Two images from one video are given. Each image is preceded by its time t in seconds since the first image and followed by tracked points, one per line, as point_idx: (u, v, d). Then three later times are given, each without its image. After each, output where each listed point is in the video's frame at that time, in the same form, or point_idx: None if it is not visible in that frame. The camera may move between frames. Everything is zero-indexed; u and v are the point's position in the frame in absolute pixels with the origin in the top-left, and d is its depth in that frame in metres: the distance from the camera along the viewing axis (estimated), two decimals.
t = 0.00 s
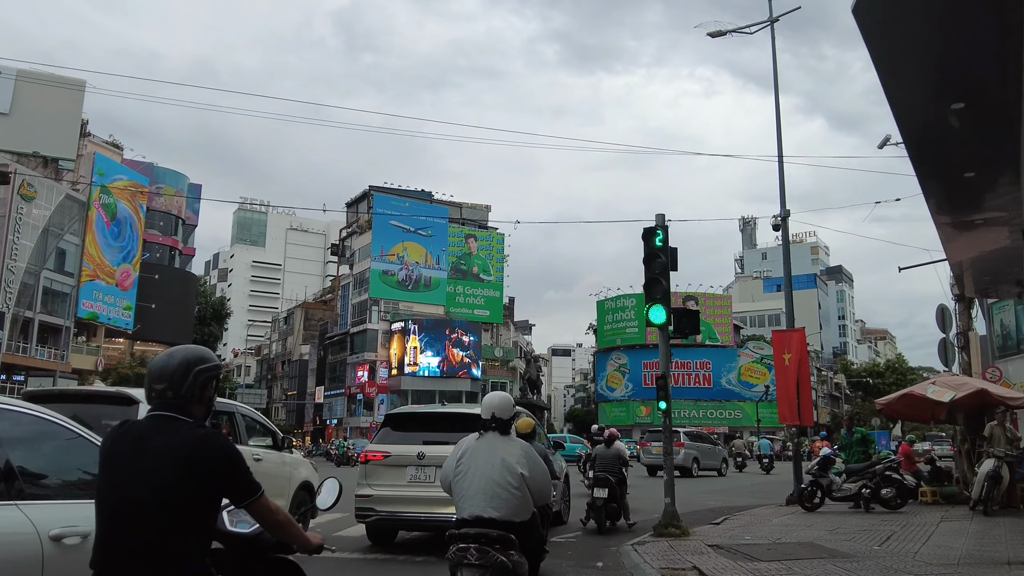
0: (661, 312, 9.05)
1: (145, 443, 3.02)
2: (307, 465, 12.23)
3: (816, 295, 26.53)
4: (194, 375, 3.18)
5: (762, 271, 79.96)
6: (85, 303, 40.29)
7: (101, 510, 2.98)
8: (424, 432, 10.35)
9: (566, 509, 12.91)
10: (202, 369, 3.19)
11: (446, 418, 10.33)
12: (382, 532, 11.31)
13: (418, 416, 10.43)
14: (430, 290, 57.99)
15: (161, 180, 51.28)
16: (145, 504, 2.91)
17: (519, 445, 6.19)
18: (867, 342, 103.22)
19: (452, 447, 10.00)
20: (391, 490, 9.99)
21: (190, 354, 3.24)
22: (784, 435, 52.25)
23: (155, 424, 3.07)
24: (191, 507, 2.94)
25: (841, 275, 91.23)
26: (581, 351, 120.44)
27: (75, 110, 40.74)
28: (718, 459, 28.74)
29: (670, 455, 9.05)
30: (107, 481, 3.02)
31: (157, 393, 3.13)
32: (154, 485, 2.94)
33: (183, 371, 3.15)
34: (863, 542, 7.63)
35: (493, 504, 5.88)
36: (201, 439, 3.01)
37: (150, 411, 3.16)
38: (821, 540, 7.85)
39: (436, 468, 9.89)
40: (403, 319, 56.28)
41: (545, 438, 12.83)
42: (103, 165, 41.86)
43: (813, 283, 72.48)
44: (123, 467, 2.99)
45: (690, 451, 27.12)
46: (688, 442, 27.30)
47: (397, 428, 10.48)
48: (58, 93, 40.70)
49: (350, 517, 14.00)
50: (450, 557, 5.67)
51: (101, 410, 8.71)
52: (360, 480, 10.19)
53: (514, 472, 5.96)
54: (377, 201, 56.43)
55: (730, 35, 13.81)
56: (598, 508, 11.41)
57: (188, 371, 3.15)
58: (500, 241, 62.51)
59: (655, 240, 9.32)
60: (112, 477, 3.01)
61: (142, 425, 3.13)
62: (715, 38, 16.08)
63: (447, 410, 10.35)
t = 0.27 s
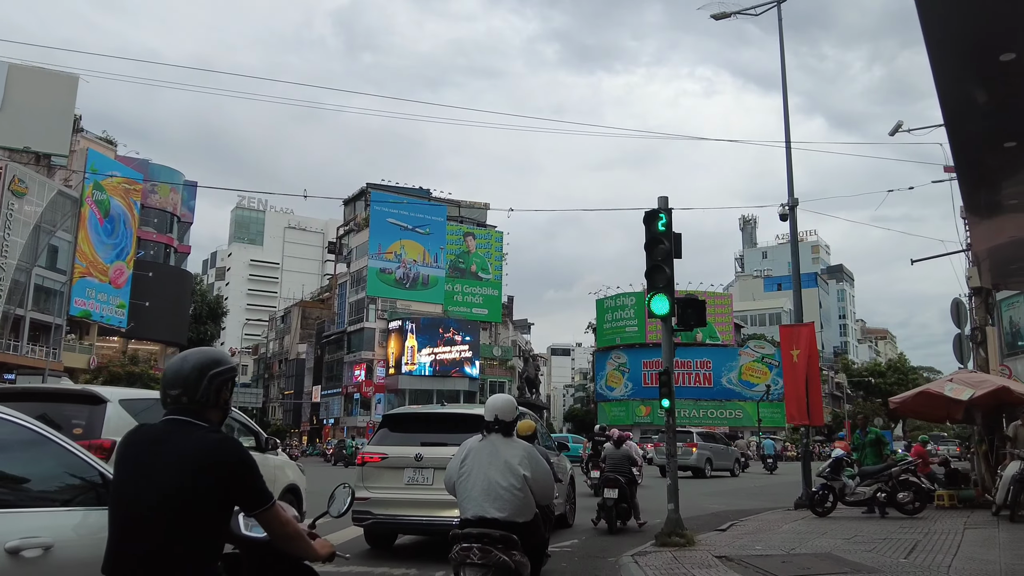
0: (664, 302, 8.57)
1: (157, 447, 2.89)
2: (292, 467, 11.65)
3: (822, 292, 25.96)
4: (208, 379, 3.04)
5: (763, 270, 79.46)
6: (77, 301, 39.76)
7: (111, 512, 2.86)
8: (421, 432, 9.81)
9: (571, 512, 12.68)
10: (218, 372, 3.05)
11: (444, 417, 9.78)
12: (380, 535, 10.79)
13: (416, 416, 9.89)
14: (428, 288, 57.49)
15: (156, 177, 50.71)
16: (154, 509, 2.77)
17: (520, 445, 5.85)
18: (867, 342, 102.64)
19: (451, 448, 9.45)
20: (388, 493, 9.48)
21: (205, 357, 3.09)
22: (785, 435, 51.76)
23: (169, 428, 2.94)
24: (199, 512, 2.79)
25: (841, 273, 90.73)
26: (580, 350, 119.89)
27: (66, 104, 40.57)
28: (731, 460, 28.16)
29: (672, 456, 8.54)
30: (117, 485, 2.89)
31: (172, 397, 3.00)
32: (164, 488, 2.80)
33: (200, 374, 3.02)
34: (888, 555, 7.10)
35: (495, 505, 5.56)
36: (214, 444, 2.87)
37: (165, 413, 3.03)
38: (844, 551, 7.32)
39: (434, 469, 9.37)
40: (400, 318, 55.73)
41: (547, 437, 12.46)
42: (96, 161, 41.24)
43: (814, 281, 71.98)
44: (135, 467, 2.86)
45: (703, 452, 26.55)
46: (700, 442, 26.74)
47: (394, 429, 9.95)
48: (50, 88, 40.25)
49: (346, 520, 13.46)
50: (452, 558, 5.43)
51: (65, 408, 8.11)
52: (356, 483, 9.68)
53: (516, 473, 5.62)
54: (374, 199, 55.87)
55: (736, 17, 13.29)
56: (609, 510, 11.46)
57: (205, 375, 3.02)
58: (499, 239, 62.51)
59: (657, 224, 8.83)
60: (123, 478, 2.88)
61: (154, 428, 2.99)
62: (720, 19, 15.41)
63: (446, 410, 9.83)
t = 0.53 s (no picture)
0: (671, 289, 8.09)
1: (182, 452, 2.83)
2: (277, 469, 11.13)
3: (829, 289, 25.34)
4: (241, 384, 3.00)
5: (764, 268, 78.87)
6: (69, 298, 39.16)
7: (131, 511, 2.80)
8: (423, 432, 9.29)
9: (579, 517, 12.32)
10: (251, 378, 3.00)
11: (446, 417, 9.27)
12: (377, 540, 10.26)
13: (417, 415, 9.39)
14: (425, 286, 56.90)
15: (151, 173, 50.07)
16: (176, 514, 2.72)
17: (529, 446, 5.38)
18: (869, 342, 102.01)
19: (454, 450, 8.96)
20: (386, 496, 8.94)
21: (238, 360, 3.06)
22: (787, 435, 51.23)
23: (196, 433, 2.88)
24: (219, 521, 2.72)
25: (842, 272, 90.19)
26: (580, 350, 119.30)
27: (60, 99, 39.75)
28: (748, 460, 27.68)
29: (679, 458, 7.95)
30: (143, 488, 2.85)
31: (203, 400, 2.96)
32: (187, 492, 2.74)
33: (233, 378, 2.98)
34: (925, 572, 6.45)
35: (503, 508, 5.15)
36: (243, 451, 2.81)
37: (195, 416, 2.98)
38: (873, 564, 6.78)
39: (434, 471, 8.88)
40: (397, 316, 55.11)
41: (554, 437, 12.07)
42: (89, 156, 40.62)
43: (817, 280, 71.41)
44: (161, 469, 2.82)
45: (719, 453, 26.11)
46: (717, 444, 26.25)
47: (395, 429, 9.42)
48: (41, 81, 39.61)
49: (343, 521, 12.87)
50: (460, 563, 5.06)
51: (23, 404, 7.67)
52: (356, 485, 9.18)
53: (524, 475, 5.19)
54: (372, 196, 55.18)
55: None
56: (622, 509, 12.21)
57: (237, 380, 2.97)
58: (498, 237, 62.08)
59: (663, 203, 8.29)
60: (148, 479, 2.84)
61: (184, 431, 2.94)
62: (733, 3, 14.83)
63: (451, 410, 9.29)
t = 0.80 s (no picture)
0: (678, 276, 7.62)
1: (204, 457, 2.67)
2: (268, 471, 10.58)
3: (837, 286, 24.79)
4: (270, 385, 2.83)
5: (766, 267, 78.32)
6: (62, 296, 38.62)
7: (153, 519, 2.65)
8: (425, 433, 8.90)
9: (589, 518, 11.96)
10: (280, 378, 2.83)
11: (450, 417, 8.85)
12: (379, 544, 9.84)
13: (420, 415, 8.98)
14: (425, 285, 56.47)
15: (147, 170, 49.54)
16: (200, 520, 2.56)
17: (539, 450, 5.19)
18: (870, 342, 101.49)
19: (458, 452, 8.59)
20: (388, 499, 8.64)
21: (267, 360, 2.90)
22: (789, 435, 50.73)
23: (221, 437, 2.72)
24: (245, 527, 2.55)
25: (845, 272, 89.60)
26: (579, 350, 118.75)
27: (54, 96, 39.62)
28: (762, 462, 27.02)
29: (686, 463, 7.43)
30: (166, 494, 2.68)
31: (232, 403, 2.81)
32: (211, 496, 2.58)
33: (262, 379, 2.82)
34: None
35: (511, 511, 4.94)
36: (269, 455, 2.65)
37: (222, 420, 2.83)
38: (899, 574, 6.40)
39: (437, 475, 8.55)
40: (396, 315, 54.51)
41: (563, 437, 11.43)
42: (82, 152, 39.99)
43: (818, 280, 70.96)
44: (183, 474, 2.66)
45: (736, 453, 25.71)
46: (734, 443, 25.81)
47: (398, 430, 9.00)
48: (34, 76, 39.22)
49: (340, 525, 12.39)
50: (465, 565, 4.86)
51: None
52: (356, 486, 8.87)
53: (532, 479, 4.98)
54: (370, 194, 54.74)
55: None
56: (635, 508, 12.51)
57: (265, 381, 2.81)
58: (497, 236, 61.44)
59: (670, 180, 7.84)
60: (170, 485, 2.68)
61: (208, 437, 2.78)
62: None
63: (454, 411, 8.93)
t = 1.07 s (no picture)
0: (688, 262, 7.25)
1: (239, 462, 2.83)
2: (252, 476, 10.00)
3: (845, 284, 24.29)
4: (302, 389, 2.99)
5: (766, 268, 77.85)
6: (56, 295, 38.09)
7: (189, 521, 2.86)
8: (431, 435, 8.61)
9: (600, 521, 11.60)
10: (313, 381, 3.02)
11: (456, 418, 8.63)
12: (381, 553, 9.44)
13: (424, 416, 8.71)
14: (424, 284, 56.06)
15: (143, 169, 49.04)
16: (234, 522, 2.73)
17: (549, 455, 5.04)
18: (869, 343, 101.04)
19: (463, 454, 8.28)
20: (393, 503, 8.23)
21: (298, 363, 3.05)
22: (791, 437, 50.24)
23: (256, 439, 2.89)
24: (277, 526, 2.72)
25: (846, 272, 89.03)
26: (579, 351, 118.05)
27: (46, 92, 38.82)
28: (778, 464, 26.84)
29: (696, 466, 6.95)
30: (205, 493, 2.87)
31: (264, 408, 2.96)
32: (246, 503, 2.75)
33: (292, 383, 2.97)
34: None
35: (522, 518, 4.80)
36: (300, 458, 2.80)
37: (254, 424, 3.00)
38: None
39: (444, 478, 8.18)
40: (394, 315, 53.90)
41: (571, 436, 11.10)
42: (76, 149, 39.47)
43: (820, 280, 70.47)
44: (215, 480, 2.83)
45: (753, 456, 25.54)
46: (748, 445, 25.63)
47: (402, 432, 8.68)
48: (28, 74, 38.60)
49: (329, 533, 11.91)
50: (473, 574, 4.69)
51: None
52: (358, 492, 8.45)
53: (542, 485, 4.85)
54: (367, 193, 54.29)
55: None
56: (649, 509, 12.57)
57: (297, 383, 2.96)
58: (496, 235, 60.69)
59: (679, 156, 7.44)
60: (205, 488, 2.86)
61: (244, 439, 2.95)
62: None
63: (460, 411, 8.65)
